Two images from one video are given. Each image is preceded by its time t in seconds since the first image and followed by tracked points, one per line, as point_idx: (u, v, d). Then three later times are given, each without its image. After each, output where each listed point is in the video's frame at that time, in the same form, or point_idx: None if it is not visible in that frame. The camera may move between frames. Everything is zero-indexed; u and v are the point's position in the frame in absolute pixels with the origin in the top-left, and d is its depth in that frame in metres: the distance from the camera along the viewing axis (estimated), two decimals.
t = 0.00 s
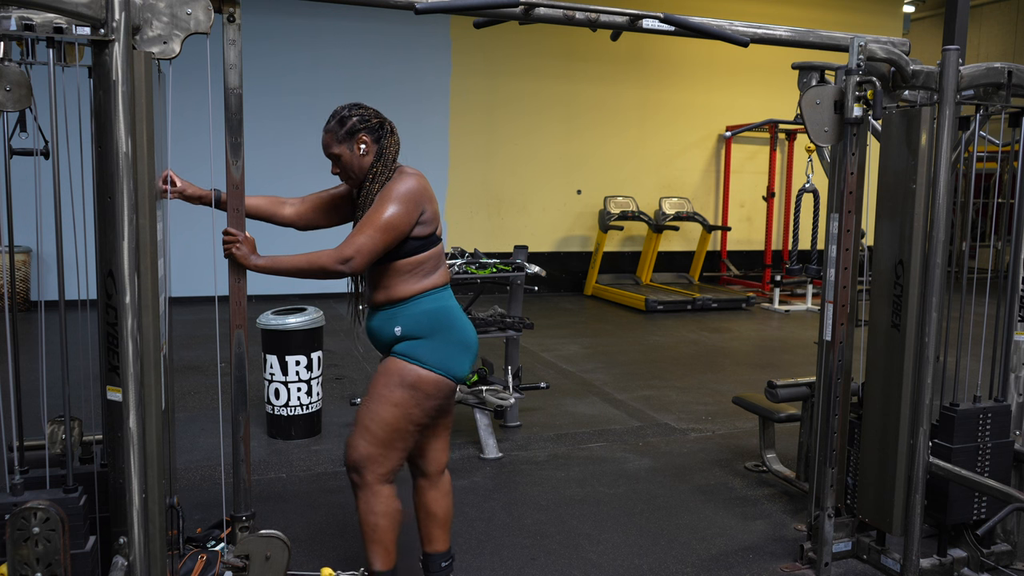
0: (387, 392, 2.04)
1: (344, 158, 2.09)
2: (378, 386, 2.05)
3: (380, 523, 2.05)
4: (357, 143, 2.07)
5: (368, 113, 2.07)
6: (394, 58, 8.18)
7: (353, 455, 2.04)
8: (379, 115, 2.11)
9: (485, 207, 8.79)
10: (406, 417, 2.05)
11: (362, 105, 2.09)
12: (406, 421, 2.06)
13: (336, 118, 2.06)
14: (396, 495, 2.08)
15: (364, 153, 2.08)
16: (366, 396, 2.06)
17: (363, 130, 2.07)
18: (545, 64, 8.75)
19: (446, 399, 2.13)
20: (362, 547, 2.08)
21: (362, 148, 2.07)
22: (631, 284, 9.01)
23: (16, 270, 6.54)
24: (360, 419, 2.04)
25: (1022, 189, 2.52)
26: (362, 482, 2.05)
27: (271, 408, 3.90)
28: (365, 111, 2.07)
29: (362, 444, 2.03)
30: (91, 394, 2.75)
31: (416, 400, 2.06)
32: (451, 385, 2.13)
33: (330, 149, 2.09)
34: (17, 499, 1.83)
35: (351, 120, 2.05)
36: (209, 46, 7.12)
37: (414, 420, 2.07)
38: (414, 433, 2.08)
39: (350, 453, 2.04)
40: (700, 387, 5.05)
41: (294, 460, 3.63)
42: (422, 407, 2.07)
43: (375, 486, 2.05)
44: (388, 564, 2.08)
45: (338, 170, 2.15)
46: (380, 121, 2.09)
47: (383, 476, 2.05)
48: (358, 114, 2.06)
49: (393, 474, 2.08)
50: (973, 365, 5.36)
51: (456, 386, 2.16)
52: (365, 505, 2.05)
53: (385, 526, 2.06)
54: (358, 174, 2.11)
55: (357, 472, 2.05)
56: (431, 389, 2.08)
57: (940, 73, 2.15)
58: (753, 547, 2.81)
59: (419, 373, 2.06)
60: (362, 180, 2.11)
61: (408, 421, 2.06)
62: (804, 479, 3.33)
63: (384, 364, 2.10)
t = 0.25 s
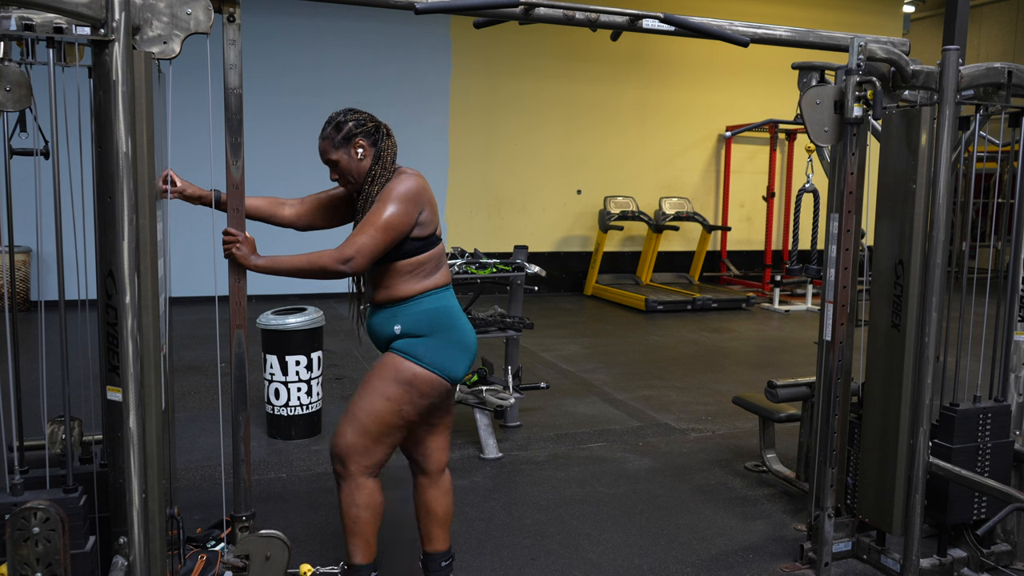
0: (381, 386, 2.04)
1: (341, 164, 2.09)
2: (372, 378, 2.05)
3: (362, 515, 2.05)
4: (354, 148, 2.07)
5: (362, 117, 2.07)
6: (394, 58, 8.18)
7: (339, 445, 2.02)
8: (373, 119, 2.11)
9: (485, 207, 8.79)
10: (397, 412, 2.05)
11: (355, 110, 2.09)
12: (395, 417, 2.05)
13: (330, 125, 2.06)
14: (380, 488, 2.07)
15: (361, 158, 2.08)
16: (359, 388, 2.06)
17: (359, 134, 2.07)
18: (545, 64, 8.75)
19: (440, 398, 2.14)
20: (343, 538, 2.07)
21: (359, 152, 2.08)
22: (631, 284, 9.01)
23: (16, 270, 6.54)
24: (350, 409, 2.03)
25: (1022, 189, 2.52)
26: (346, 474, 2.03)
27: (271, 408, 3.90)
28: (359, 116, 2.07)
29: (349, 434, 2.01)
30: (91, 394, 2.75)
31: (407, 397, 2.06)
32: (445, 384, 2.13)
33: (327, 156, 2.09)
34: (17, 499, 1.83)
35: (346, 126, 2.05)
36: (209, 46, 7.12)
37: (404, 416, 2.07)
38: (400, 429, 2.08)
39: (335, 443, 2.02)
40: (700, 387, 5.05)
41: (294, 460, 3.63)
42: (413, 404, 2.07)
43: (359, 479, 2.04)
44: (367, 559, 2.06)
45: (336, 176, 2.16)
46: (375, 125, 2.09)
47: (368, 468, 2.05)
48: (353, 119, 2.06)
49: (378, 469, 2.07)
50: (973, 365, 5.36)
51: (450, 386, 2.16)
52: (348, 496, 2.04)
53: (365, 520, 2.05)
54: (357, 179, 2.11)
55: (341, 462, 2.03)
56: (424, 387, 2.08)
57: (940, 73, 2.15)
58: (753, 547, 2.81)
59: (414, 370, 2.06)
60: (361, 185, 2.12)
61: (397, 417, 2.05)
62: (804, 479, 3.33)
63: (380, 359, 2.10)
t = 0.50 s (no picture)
0: (403, 391, 2.06)
1: (328, 180, 2.10)
2: (393, 385, 2.07)
3: (393, 520, 2.08)
4: (338, 162, 2.08)
5: (342, 131, 2.08)
6: (394, 58, 8.18)
7: (367, 454, 2.06)
8: (353, 131, 2.11)
9: (485, 207, 8.79)
10: (420, 416, 2.07)
11: (334, 125, 2.09)
12: (420, 421, 2.08)
13: (312, 142, 2.07)
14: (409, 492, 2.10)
15: (347, 170, 2.09)
16: (382, 395, 2.08)
17: (341, 148, 2.08)
18: (545, 64, 8.75)
19: (457, 398, 2.16)
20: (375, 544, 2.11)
21: (344, 165, 2.08)
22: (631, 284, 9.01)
23: (16, 270, 6.54)
24: (375, 417, 2.06)
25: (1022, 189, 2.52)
26: (376, 481, 2.07)
27: (271, 408, 3.90)
28: (339, 130, 2.08)
29: (376, 442, 2.05)
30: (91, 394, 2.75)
31: (430, 401, 2.08)
32: (461, 384, 2.15)
33: (313, 175, 2.10)
34: (17, 499, 1.83)
35: (327, 143, 2.06)
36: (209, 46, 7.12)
37: (427, 419, 2.09)
38: (426, 432, 2.11)
39: (364, 451, 2.06)
40: (700, 387, 5.05)
41: (294, 460, 3.63)
42: (435, 407, 2.09)
43: (388, 486, 2.07)
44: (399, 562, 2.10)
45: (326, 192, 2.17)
46: (355, 136, 2.10)
47: (396, 474, 2.07)
48: (332, 134, 2.06)
49: (406, 474, 2.09)
50: (973, 365, 5.36)
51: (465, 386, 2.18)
52: (379, 503, 2.08)
53: (395, 525, 2.09)
54: (347, 192, 2.12)
55: (371, 470, 2.06)
56: (444, 389, 2.10)
57: (940, 73, 2.15)
58: (753, 548, 2.81)
59: (432, 374, 2.08)
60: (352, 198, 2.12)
61: (421, 421, 2.08)
62: (804, 479, 3.33)
63: (395, 367, 2.11)
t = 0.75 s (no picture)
0: (443, 391, 2.07)
1: (312, 189, 2.10)
2: (430, 390, 2.08)
3: (494, 509, 2.07)
4: (320, 170, 2.08)
5: (321, 139, 2.08)
6: (394, 58, 8.18)
7: (439, 461, 2.07)
8: (333, 138, 2.11)
9: (485, 207, 8.79)
10: (467, 404, 2.10)
11: (313, 134, 2.09)
12: (469, 410, 2.10)
13: (292, 152, 2.06)
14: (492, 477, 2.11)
15: (329, 177, 2.09)
16: (423, 404, 2.09)
17: (321, 156, 2.07)
18: (544, 64, 8.75)
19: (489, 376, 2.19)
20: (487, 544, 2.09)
21: (327, 173, 2.08)
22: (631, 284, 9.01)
23: (16, 270, 6.54)
24: (429, 426, 2.06)
25: (1022, 189, 2.52)
26: (459, 481, 2.07)
27: (271, 408, 3.91)
28: (318, 138, 2.07)
29: (443, 445, 2.05)
30: (91, 394, 2.75)
31: (469, 388, 2.12)
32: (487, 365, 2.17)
33: (296, 185, 2.10)
34: (17, 499, 1.83)
35: (307, 152, 2.05)
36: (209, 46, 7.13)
37: (474, 404, 2.13)
38: (478, 416, 2.13)
39: (435, 460, 2.07)
40: (699, 387, 5.05)
41: (294, 460, 3.63)
42: (476, 389, 2.13)
43: (471, 480, 2.08)
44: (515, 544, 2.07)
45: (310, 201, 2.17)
46: (335, 143, 2.09)
47: (473, 464, 2.08)
48: (312, 142, 2.06)
49: (480, 462, 2.10)
50: (973, 365, 5.36)
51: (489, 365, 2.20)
52: (471, 502, 2.07)
53: (495, 511, 2.08)
54: (332, 199, 2.12)
55: (450, 473, 2.07)
56: (476, 374, 2.13)
57: (940, 73, 2.15)
58: (753, 548, 2.81)
59: (461, 364, 2.10)
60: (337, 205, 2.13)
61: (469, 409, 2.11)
62: (804, 479, 3.33)
63: (421, 368, 2.12)
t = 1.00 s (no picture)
0: (477, 365, 2.10)
1: (305, 184, 2.10)
2: (462, 372, 2.10)
3: (581, 438, 2.16)
4: (313, 164, 2.08)
5: (313, 134, 2.08)
6: (394, 58, 8.18)
7: (510, 425, 2.12)
8: (323, 133, 2.12)
9: (485, 207, 8.79)
10: (505, 364, 2.13)
11: (303, 129, 2.09)
12: (510, 367, 2.14)
13: (284, 148, 2.07)
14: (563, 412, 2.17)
15: (321, 172, 2.09)
16: (467, 385, 2.11)
17: (313, 150, 2.08)
18: (544, 64, 8.75)
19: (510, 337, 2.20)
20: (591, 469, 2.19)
21: (319, 167, 2.09)
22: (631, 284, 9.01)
23: (16, 270, 6.54)
24: (483, 400, 2.11)
25: (1022, 189, 2.52)
26: (538, 432, 2.13)
27: (271, 408, 3.90)
28: (308, 133, 2.08)
29: (511, 408, 2.11)
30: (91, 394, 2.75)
31: (501, 350, 2.13)
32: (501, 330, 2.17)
33: (288, 181, 2.10)
34: (17, 499, 1.83)
35: (299, 147, 2.06)
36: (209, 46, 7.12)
37: (511, 358, 2.15)
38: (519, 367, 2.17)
39: (506, 426, 2.12)
40: (699, 387, 5.05)
41: (294, 460, 3.63)
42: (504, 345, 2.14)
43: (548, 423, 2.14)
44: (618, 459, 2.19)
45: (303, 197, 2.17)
46: (325, 138, 2.10)
47: (543, 409, 2.14)
48: (303, 137, 2.06)
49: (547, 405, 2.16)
50: (973, 365, 5.36)
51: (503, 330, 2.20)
52: (559, 442, 2.14)
53: (586, 438, 2.17)
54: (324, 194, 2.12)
55: (528, 430, 2.13)
56: (497, 338, 2.14)
57: (940, 73, 2.15)
58: (753, 548, 2.81)
59: (478, 336, 2.10)
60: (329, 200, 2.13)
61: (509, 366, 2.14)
62: (804, 479, 3.33)
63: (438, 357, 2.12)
